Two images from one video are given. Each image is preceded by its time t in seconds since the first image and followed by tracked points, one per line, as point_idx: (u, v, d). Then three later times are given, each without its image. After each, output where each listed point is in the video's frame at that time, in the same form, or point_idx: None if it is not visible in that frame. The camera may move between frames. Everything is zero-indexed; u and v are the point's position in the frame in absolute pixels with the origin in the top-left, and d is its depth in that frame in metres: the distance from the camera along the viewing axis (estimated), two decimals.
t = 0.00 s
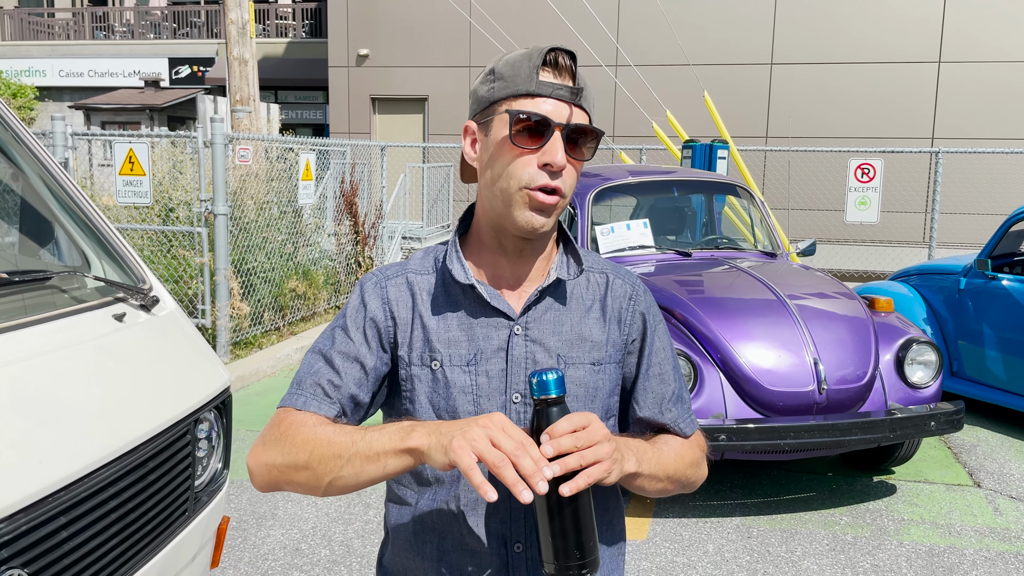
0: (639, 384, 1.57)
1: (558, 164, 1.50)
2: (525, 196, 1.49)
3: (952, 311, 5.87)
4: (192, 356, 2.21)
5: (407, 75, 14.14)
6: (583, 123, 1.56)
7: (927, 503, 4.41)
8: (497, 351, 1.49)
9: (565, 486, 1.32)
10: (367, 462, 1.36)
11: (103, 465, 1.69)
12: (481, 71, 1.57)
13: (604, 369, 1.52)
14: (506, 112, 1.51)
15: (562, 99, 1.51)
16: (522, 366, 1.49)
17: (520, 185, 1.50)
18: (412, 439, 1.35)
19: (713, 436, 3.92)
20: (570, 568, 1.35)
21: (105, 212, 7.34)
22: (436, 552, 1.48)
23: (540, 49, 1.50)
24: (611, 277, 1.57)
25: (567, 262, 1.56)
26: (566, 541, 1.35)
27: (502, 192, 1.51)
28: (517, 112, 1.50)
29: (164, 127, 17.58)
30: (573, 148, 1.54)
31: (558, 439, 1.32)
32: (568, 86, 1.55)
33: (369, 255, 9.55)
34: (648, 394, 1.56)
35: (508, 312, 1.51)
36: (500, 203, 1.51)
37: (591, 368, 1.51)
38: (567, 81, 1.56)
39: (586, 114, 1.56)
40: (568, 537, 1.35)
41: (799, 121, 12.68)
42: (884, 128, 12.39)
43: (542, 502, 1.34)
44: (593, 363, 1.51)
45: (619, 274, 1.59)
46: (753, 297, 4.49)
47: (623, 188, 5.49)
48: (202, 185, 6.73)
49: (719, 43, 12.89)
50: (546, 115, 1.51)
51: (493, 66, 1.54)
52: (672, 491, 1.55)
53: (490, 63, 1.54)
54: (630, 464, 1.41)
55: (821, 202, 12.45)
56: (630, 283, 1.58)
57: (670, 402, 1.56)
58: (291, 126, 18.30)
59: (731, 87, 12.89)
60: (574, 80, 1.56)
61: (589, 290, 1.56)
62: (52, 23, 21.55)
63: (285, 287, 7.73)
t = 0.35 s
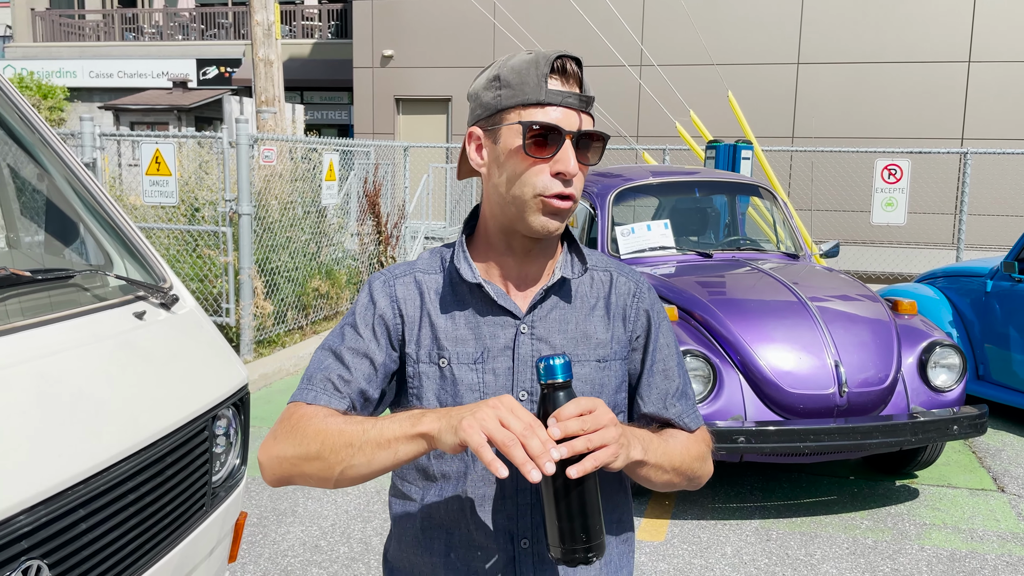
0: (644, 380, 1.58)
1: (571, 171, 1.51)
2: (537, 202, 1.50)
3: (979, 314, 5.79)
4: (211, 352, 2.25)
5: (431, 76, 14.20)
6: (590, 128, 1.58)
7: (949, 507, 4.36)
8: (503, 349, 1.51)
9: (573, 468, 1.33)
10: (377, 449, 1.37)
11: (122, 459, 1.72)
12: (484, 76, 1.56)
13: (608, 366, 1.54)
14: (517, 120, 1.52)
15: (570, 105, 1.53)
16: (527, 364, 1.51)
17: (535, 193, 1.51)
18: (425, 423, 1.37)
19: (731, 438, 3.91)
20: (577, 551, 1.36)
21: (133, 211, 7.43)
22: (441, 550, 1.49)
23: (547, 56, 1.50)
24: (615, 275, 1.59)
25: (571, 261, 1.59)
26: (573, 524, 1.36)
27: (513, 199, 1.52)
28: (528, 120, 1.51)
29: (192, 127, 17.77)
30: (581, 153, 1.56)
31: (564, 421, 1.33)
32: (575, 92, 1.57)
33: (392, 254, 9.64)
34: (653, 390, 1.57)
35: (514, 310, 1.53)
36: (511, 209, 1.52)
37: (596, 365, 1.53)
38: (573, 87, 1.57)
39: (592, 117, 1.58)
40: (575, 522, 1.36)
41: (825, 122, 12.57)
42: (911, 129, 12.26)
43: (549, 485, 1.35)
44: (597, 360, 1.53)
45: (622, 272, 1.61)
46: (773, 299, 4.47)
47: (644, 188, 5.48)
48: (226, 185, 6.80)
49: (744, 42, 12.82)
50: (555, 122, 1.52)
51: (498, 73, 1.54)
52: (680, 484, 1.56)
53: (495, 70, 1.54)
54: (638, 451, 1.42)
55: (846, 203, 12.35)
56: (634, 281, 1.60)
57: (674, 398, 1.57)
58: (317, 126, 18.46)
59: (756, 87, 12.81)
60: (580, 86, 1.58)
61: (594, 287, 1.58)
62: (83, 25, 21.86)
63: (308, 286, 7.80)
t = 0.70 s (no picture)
0: (657, 383, 1.58)
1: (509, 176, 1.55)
2: (497, 210, 1.57)
3: (1010, 316, 5.70)
4: (232, 349, 2.29)
5: (459, 76, 14.24)
6: (546, 121, 1.56)
7: (976, 512, 4.31)
8: (517, 346, 1.53)
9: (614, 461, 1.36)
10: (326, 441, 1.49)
11: (143, 453, 1.76)
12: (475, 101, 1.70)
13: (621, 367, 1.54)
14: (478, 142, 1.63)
15: (533, 105, 1.55)
16: (540, 361, 1.52)
17: (493, 202, 1.58)
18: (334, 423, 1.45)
19: (753, 440, 3.90)
20: (596, 539, 1.40)
21: (164, 210, 7.54)
22: (454, 548, 1.50)
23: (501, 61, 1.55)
24: (634, 277, 1.60)
25: (585, 259, 1.60)
26: (597, 507, 1.40)
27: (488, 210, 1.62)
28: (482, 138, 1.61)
29: (223, 128, 17.99)
30: (533, 150, 1.56)
31: (615, 401, 1.36)
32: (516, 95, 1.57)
33: (418, 254, 9.70)
34: (667, 394, 1.58)
35: (528, 308, 1.54)
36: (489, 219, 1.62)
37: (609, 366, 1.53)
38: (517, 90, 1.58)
39: (564, 110, 1.57)
40: (599, 517, 1.40)
41: (856, 122, 12.43)
42: (944, 129, 12.10)
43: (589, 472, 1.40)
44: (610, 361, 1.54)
45: (641, 274, 1.61)
46: (797, 301, 4.44)
47: (669, 189, 5.47)
48: (254, 185, 6.88)
49: (773, 42, 12.72)
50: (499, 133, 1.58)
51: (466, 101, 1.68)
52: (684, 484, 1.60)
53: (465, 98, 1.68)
54: (668, 451, 1.47)
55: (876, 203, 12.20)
56: (652, 283, 1.61)
57: (686, 402, 1.59)
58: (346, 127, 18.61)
59: (786, 87, 12.71)
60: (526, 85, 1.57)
61: (609, 286, 1.59)
62: (118, 27, 22.20)
63: (334, 286, 7.88)
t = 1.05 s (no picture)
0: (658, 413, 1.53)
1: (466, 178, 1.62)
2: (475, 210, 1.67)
3: None
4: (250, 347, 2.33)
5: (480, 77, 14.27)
6: (489, 126, 1.57)
7: (998, 516, 4.26)
8: (502, 349, 1.60)
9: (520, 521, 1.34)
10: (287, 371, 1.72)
11: (160, 449, 1.78)
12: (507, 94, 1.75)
13: (603, 390, 1.51)
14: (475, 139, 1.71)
15: (478, 114, 1.58)
16: (519, 367, 1.57)
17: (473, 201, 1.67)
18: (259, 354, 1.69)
19: (771, 441, 3.88)
20: None
21: (188, 210, 7.62)
22: (436, 526, 1.65)
23: (479, 68, 1.64)
24: (649, 301, 1.52)
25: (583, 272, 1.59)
26: (531, 561, 1.40)
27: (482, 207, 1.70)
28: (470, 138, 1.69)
29: (246, 129, 18.14)
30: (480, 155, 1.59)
31: (520, 466, 1.32)
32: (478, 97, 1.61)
33: (438, 255, 9.74)
34: (672, 430, 1.51)
35: (515, 310, 1.61)
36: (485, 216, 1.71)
37: (588, 386, 1.51)
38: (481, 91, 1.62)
39: (508, 119, 1.55)
40: (538, 562, 1.40)
41: (879, 122, 12.32)
42: (969, 129, 11.96)
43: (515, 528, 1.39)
44: (591, 381, 1.52)
45: (659, 298, 1.53)
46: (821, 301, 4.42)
47: (690, 189, 5.45)
48: (275, 186, 6.93)
49: (796, 41, 12.64)
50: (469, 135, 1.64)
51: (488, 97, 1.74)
52: (676, 529, 1.52)
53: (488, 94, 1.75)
54: (615, 502, 1.39)
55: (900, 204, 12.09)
56: (668, 309, 1.52)
57: (695, 443, 1.50)
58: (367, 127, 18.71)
59: (809, 88, 12.63)
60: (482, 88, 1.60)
61: (607, 307, 1.55)
62: (144, 29, 22.44)
63: (354, 285, 7.93)
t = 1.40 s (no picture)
0: (640, 423, 1.51)
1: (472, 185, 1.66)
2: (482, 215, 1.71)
3: None
4: (260, 350, 2.35)
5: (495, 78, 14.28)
6: (491, 133, 1.60)
7: (1012, 520, 4.23)
8: (505, 350, 1.63)
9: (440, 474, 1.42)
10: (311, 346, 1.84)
11: (174, 450, 1.81)
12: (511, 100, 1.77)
13: (595, 396, 1.52)
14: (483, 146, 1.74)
15: (482, 122, 1.61)
16: (519, 369, 1.60)
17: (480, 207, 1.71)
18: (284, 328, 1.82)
19: (782, 444, 3.89)
20: (462, 554, 1.48)
21: (204, 211, 7.67)
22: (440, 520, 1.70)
23: (485, 76, 1.67)
24: (645, 307, 1.53)
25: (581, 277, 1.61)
26: (465, 526, 1.48)
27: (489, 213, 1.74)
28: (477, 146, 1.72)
29: (262, 130, 18.23)
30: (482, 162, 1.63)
31: (448, 423, 1.39)
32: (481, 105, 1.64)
33: (452, 256, 9.76)
34: (648, 438, 1.49)
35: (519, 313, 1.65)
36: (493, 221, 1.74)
37: (579, 390, 1.53)
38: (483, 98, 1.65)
39: (508, 125, 1.57)
40: (467, 522, 1.48)
41: (896, 122, 12.25)
42: (988, 129, 11.86)
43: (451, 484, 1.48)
44: (582, 386, 1.53)
45: (656, 307, 1.53)
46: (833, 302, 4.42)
47: (703, 190, 5.44)
48: (290, 187, 6.98)
49: (812, 42, 12.59)
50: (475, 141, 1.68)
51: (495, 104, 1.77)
52: (636, 544, 1.48)
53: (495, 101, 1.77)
54: (547, 484, 1.40)
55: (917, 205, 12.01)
56: (665, 318, 1.51)
57: (668, 457, 1.47)
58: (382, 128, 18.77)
59: (824, 88, 12.57)
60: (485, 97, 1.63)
61: (605, 312, 1.56)
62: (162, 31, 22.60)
63: (369, 286, 7.96)
